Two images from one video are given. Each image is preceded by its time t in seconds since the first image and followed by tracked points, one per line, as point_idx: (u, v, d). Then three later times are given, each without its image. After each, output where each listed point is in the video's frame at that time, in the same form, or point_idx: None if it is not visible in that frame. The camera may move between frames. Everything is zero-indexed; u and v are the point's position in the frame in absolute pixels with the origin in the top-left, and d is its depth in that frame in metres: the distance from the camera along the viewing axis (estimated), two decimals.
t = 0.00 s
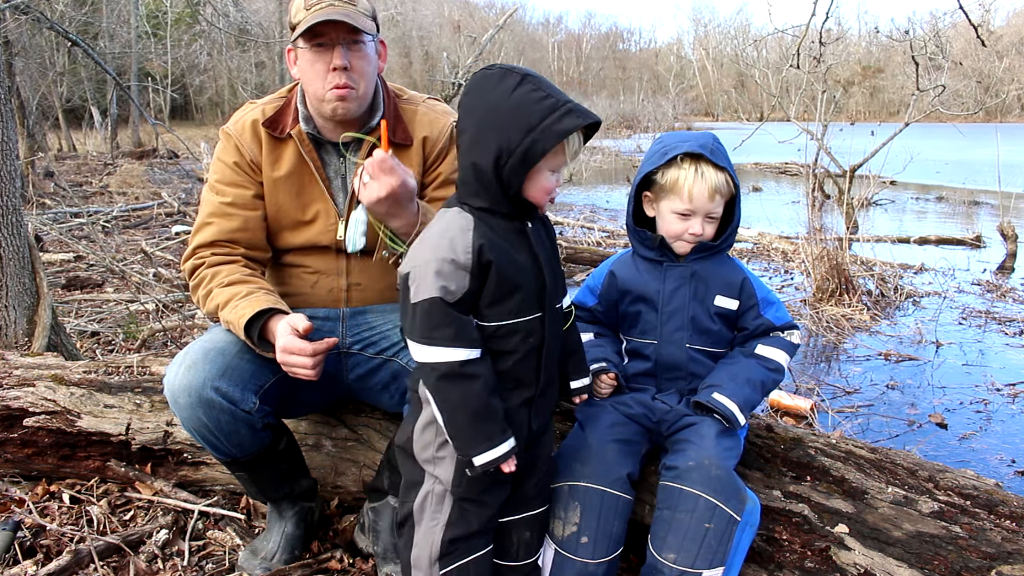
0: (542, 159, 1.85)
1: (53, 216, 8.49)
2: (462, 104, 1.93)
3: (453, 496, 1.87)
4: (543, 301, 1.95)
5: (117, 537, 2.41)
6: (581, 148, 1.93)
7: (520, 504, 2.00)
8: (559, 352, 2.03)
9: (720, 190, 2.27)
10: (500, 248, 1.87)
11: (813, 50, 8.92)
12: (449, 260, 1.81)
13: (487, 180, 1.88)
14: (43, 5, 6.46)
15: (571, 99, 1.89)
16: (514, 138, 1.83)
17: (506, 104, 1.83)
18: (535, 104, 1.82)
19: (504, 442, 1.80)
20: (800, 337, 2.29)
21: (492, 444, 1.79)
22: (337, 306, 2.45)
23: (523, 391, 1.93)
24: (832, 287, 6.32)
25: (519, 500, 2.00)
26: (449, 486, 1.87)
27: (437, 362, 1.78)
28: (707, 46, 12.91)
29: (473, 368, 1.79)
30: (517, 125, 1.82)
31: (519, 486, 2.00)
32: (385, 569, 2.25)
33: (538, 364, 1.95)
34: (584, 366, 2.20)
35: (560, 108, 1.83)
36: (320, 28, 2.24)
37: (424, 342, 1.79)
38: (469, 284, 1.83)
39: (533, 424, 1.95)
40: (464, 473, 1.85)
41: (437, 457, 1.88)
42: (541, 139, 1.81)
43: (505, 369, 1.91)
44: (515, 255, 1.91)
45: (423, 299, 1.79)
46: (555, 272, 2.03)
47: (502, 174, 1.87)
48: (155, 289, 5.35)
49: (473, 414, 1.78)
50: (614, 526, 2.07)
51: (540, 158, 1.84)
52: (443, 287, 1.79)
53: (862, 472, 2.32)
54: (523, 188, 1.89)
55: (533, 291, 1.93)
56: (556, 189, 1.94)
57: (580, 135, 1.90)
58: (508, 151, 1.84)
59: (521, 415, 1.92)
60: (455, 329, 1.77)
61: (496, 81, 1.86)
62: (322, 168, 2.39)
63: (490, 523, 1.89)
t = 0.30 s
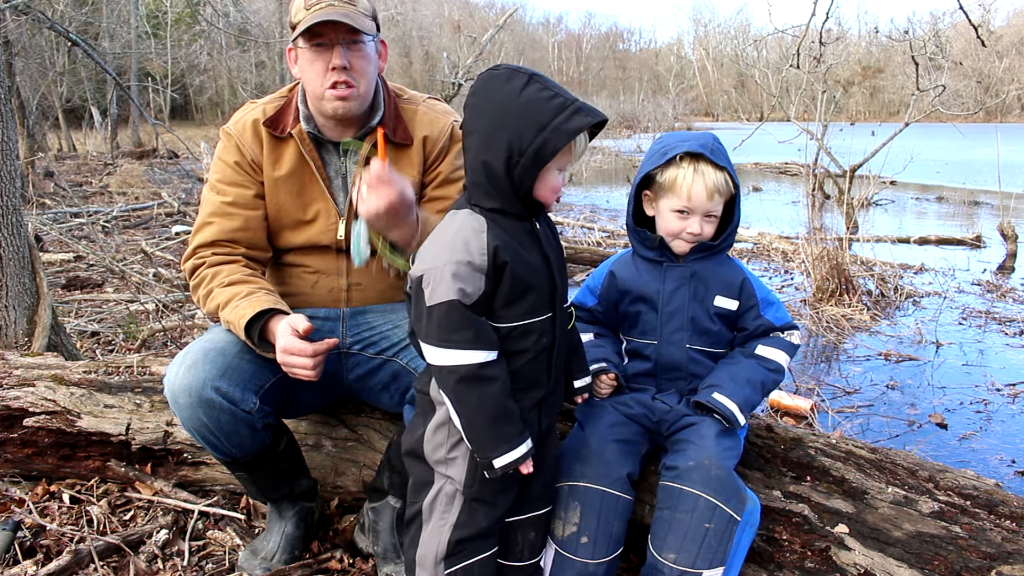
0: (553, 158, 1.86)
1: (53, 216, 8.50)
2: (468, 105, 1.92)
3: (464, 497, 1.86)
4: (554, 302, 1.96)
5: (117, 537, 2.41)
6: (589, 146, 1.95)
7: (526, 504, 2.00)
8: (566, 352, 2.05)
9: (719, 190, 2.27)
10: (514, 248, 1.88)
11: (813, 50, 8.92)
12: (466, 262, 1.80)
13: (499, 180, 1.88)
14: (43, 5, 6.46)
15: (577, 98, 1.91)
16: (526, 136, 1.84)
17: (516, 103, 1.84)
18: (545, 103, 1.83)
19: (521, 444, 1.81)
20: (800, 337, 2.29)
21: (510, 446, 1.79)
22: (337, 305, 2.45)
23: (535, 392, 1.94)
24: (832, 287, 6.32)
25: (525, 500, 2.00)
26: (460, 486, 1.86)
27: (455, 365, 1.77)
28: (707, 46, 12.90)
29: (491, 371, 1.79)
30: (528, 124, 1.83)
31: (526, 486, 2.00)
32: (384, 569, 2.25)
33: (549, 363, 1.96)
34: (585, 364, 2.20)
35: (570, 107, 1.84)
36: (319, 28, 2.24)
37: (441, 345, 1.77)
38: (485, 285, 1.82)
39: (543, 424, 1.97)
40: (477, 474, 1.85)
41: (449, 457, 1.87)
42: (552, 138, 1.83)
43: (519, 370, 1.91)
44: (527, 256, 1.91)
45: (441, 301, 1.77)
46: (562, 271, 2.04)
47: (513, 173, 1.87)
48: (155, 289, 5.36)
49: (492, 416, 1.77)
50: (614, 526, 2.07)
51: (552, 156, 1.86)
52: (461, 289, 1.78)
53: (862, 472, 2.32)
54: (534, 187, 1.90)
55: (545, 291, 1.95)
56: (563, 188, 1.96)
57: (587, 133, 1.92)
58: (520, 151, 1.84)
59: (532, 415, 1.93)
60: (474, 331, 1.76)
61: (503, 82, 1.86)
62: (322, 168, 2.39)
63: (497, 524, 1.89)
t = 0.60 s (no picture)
0: (557, 156, 1.86)
1: (53, 216, 8.50)
2: (471, 105, 1.93)
3: (465, 496, 1.86)
4: (558, 301, 1.97)
5: (117, 538, 2.41)
6: (592, 145, 1.95)
7: (528, 504, 2.00)
8: (568, 352, 2.05)
9: (719, 190, 2.27)
10: (519, 248, 1.88)
11: (813, 50, 8.92)
12: (471, 261, 1.80)
13: (503, 178, 1.88)
14: (44, 6, 6.47)
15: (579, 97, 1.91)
16: (529, 135, 1.84)
17: (519, 103, 1.84)
18: (548, 102, 1.83)
19: (523, 443, 1.81)
20: (800, 337, 2.29)
21: (513, 445, 1.79)
22: (337, 306, 2.45)
23: (538, 391, 1.94)
24: (832, 287, 6.32)
25: (527, 500, 1.99)
26: (462, 486, 1.86)
27: (459, 364, 1.76)
28: (707, 46, 12.90)
29: (495, 370, 1.78)
30: (532, 123, 1.83)
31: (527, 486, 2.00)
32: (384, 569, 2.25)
33: (552, 363, 1.96)
34: (586, 364, 2.20)
35: (573, 105, 1.84)
36: (315, 24, 2.24)
37: (446, 344, 1.77)
38: (490, 285, 1.82)
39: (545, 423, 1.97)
40: (479, 473, 1.85)
41: (451, 457, 1.87)
42: (556, 136, 1.83)
43: (522, 370, 1.91)
44: (532, 255, 1.92)
45: (447, 300, 1.77)
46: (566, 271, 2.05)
47: (517, 171, 1.87)
48: (155, 289, 5.36)
49: (495, 415, 1.77)
50: (614, 526, 2.07)
51: (556, 154, 1.86)
52: (466, 288, 1.78)
53: (862, 472, 2.32)
54: (539, 186, 1.90)
55: (549, 291, 1.95)
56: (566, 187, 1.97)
57: (590, 131, 1.92)
58: (524, 148, 1.85)
59: (534, 415, 1.93)
60: (478, 330, 1.76)
61: (505, 82, 1.87)
62: (322, 169, 2.39)
63: (498, 523, 1.89)
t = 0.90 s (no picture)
0: (553, 153, 1.86)
1: (53, 216, 8.50)
2: (466, 106, 1.93)
3: (464, 496, 1.86)
4: (556, 301, 1.97)
5: (117, 538, 2.41)
6: (587, 143, 1.95)
7: (528, 504, 2.00)
8: (566, 352, 2.05)
9: (719, 190, 2.27)
10: (517, 247, 1.88)
11: (813, 50, 8.92)
12: (469, 260, 1.80)
13: (499, 177, 1.89)
14: (44, 6, 6.47)
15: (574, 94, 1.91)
16: (524, 133, 1.84)
17: (514, 101, 1.84)
18: (542, 100, 1.83)
19: (521, 442, 1.81)
20: (800, 337, 2.29)
21: (510, 444, 1.79)
22: (337, 306, 2.45)
23: (536, 391, 1.94)
24: (832, 286, 6.32)
25: (527, 500, 1.99)
26: (461, 485, 1.86)
27: (456, 364, 1.76)
28: (707, 46, 12.89)
29: (492, 370, 1.78)
30: (526, 121, 1.83)
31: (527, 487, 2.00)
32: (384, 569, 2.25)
33: (550, 363, 1.96)
34: (586, 364, 2.20)
35: (567, 103, 1.84)
36: (314, 25, 2.24)
37: (443, 344, 1.77)
38: (488, 284, 1.82)
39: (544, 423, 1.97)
40: (478, 472, 1.85)
41: (450, 456, 1.87)
42: (551, 134, 1.83)
43: (520, 370, 1.91)
44: (530, 255, 1.92)
45: (444, 299, 1.77)
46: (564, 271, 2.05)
47: (513, 170, 1.88)
48: (155, 289, 5.36)
49: (493, 414, 1.77)
50: (614, 526, 2.07)
51: (552, 152, 1.86)
52: (464, 287, 1.77)
53: (862, 472, 2.32)
54: (536, 184, 1.91)
55: (547, 290, 1.95)
56: (563, 185, 1.97)
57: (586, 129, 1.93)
58: (519, 147, 1.85)
59: (533, 415, 1.93)
60: (476, 330, 1.76)
61: (500, 81, 1.87)
62: (322, 169, 2.39)
63: (497, 523, 1.88)
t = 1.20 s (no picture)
0: (549, 153, 1.86)
1: (53, 216, 8.49)
2: (463, 107, 1.94)
3: (463, 496, 1.87)
4: (554, 301, 1.97)
5: (117, 537, 2.41)
6: (585, 142, 1.95)
7: (528, 504, 2.00)
8: (565, 352, 2.05)
9: (719, 190, 2.26)
10: (514, 247, 1.88)
11: (813, 50, 8.92)
12: (466, 261, 1.80)
13: (497, 177, 1.89)
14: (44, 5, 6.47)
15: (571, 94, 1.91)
16: (520, 133, 1.84)
17: (510, 102, 1.84)
18: (539, 100, 1.83)
19: (519, 442, 1.80)
20: (800, 337, 2.29)
21: (509, 444, 1.78)
22: (337, 306, 2.45)
23: (535, 391, 1.94)
24: (832, 286, 6.32)
25: (528, 499, 1.99)
26: (460, 485, 1.86)
27: (454, 364, 1.76)
28: (707, 46, 12.88)
29: (490, 369, 1.78)
30: (522, 121, 1.83)
31: (527, 487, 2.00)
32: (384, 569, 2.24)
33: (549, 363, 1.96)
34: (586, 364, 2.20)
35: (564, 102, 1.84)
36: (315, 25, 2.24)
37: (441, 343, 1.77)
38: (485, 284, 1.82)
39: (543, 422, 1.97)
40: (476, 472, 1.85)
41: (449, 456, 1.87)
42: (547, 133, 1.82)
43: (518, 369, 1.91)
44: (527, 255, 1.92)
45: (441, 299, 1.77)
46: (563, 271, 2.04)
47: (510, 170, 1.88)
48: (155, 289, 5.35)
49: (491, 414, 1.77)
50: (614, 526, 2.07)
51: (549, 151, 1.85)
52: (461, 287, 1.77)
53: (862, 472, 2.32)
54: (533, 184, 1.91)
55: (545, 290, 1.95)
56: (560, 184, 1.97)
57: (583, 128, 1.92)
58: (516, 147, 1.85)
59: (532, 414, 1.93)
60: (473, 330, 1.76)
61: (495, 82, 1.87)
62: (322, 169, 2.39)
63: (497, 524, 1.88)
